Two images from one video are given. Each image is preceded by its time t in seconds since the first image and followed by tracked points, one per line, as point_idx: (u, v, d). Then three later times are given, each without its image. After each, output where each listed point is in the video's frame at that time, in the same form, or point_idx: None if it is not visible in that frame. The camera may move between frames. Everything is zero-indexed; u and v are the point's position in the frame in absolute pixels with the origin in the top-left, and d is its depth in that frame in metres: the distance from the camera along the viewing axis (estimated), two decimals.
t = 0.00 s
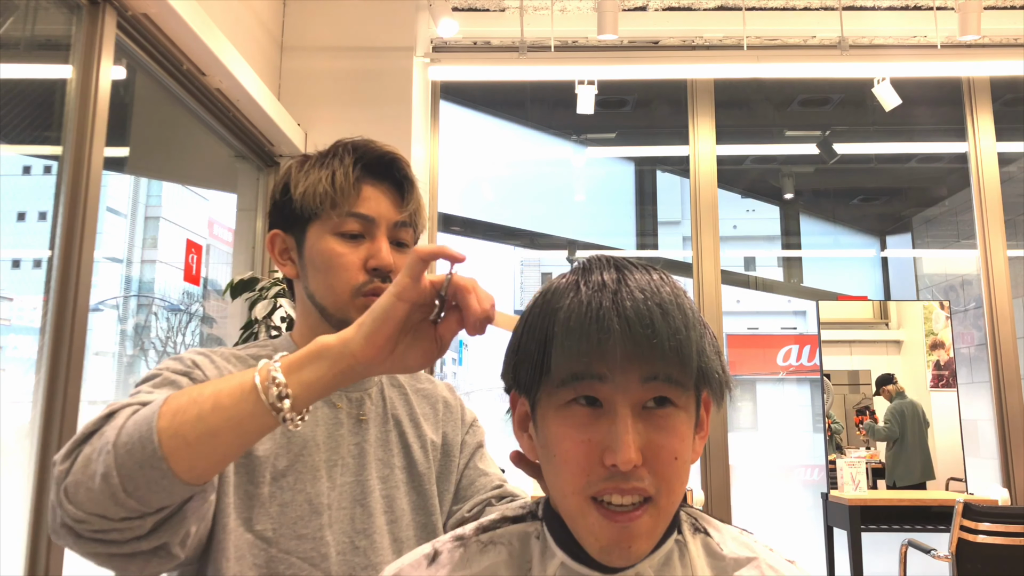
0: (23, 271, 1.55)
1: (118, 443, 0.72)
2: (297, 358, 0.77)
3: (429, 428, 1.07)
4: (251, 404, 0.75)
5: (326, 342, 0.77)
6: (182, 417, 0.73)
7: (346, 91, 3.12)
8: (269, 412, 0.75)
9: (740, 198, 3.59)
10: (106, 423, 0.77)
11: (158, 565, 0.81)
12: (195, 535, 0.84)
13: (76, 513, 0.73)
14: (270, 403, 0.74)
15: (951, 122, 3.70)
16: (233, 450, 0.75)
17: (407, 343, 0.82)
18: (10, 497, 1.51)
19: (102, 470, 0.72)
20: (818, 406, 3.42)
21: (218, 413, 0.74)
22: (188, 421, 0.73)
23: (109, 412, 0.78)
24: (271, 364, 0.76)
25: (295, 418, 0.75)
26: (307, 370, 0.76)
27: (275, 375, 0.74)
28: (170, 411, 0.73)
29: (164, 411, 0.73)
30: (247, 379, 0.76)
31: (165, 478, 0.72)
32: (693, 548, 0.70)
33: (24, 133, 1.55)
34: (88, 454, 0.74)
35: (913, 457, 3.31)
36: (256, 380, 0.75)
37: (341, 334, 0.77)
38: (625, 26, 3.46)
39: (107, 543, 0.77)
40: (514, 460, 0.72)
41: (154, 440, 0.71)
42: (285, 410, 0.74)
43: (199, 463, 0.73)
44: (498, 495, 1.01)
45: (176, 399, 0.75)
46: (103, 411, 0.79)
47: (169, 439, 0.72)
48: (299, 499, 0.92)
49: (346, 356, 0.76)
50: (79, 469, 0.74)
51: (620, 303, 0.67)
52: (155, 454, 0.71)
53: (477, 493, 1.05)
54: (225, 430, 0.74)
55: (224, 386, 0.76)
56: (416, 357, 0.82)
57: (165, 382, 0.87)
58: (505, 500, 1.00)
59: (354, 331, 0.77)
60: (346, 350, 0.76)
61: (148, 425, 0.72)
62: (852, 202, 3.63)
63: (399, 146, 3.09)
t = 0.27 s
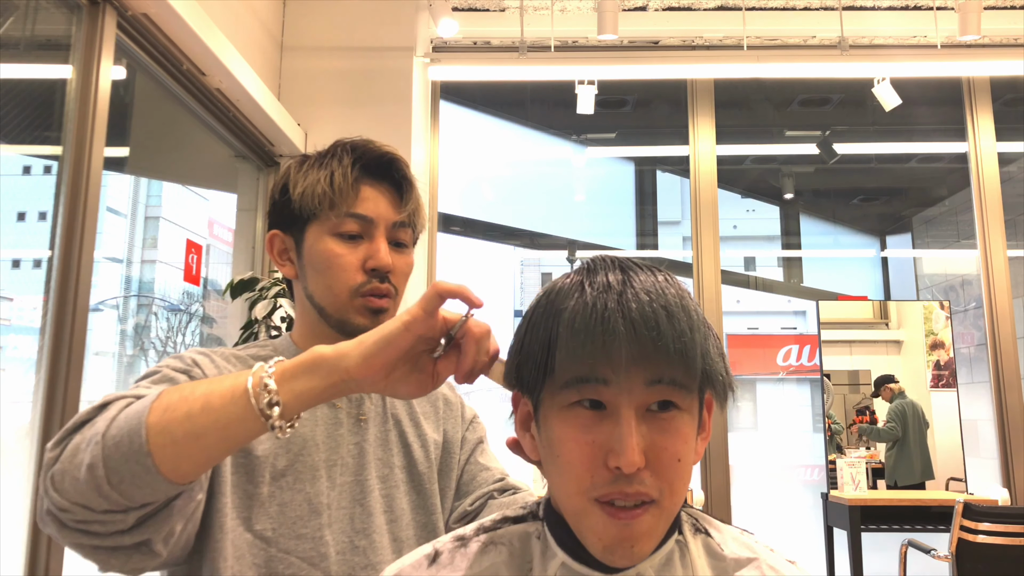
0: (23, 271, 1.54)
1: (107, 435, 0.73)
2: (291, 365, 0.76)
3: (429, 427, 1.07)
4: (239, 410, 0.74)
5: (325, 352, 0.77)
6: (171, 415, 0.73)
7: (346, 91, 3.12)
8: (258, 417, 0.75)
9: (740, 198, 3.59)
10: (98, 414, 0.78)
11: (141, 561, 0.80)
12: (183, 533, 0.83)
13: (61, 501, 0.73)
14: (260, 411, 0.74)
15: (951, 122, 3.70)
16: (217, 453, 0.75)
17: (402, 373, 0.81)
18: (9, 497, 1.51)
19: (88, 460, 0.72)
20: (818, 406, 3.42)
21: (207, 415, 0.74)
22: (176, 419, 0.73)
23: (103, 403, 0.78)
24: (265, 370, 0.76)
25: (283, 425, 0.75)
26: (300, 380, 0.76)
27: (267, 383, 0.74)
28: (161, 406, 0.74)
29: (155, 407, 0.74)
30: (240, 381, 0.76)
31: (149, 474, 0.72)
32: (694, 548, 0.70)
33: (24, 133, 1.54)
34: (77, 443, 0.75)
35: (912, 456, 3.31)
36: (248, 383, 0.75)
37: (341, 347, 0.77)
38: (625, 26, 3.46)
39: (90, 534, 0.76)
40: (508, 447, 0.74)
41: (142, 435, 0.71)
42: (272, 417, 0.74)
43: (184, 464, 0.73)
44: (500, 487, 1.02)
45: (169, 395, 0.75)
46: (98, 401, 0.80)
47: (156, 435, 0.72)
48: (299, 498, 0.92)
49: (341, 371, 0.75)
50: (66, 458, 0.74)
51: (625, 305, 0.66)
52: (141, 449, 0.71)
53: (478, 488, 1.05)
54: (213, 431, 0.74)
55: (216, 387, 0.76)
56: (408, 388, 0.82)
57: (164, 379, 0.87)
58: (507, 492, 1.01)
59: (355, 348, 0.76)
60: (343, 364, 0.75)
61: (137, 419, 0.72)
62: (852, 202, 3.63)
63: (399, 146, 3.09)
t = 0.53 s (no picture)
0: (22, 271, 1.54)
1: (108, 417, 0.73)
2: (296, 348, 0.77)
3: (429, 426, 1.07)
4: (242, 389, 0.74)
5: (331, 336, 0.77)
6: (174, 395, 0.73)
7: (346, 91, 3.12)
8: (262, 398, 0.74)
9: (740, 198, 3.59)
10: (98, 399, 0.78)
11: (138, 550, 0.80)
12: (180, 525, 0.83)
13: (60, 484, 0.73)
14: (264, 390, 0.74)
15: (951, 122, 3.70)
16: (219, 435, 0.74)
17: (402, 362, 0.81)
18: (9, 498, 1.51)
19: (89, 442, 0.72)
20: (817, 406, 3.42)
21: (210, 395, 0.74)
22: (179, 399, 0.73)
23: (104, 390, 0.79)
24: (269, 351, 0.76)
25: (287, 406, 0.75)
26: (304, 363, 0.76)
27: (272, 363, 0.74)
28: (164, 387, 0.74)
29: (157, 388, 0.74)
30: (242, 363, 0.76)
31: (149, 455, 0.71)
32: (693, 549, 0.70)
33: (24, 133, 1.54)
34: (77, 427, 0.74)
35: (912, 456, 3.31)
36: (251, 365, 0.75)
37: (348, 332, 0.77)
38: (625, 26, 3.46)
39: (88, 520, 0.76)
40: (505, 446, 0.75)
41: (144, 415, 0.71)
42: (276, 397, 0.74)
43: (185, 445, 0.73)
44: (499, 483, 1.02)
45: (171, 378, 0.75)
46: (100, 388, 0.80)
47: (158, 415, 0.72)
48: (300, 497, 0.92)
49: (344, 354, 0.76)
50: (67, 441, 0.74)
51: (626, 304, 0.66)
52: (142, 430, 0.71)
53: (477, 485, 1.06)
54: (214, 412, 0.73)
55: (219, 368, 0.76)
56: (405, 378, 0.82)
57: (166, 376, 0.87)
58: (506, 488, 1.01)
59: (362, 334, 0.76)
60: (346, 348, 0.75)
61: (139, 402, 0.72)
62: (852, 202, 3.63)
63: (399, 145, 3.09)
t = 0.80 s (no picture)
0: (22, 271, 1.55)
1: (102, 418, 0.72)
2: (289, 348, 0.77)
3: (429, 426, 1.07)
4: (235, 388, 0.74)
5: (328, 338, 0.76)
6: (168, 396, 0.73)
7: (346, 91, 3.12)
8: (256, 397, 0.75)
9: (740, 198, 3.59)
10: (92, 400, 0.78)
11: (133, 549, 0.80)
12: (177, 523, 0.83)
13: (54, 484, 0.73)
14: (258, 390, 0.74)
15: (951, 122, 3.70)
16: (216, 433, 0.75)
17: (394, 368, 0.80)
18: (10, 497, 1.51)
19: (83, 443, 0.71)
20: (817, 406, 3.42)
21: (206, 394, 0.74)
22: (173, 399, 0.73)
23: (97, 390, 0.79)
24: (264, 351, 0.76)
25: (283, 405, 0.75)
26: (299, 364, 0.76)
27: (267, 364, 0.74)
28: (158, 387, 0.74)
29: (152, 388, 0.73)
30: (237, 362, 0.76)
31: (143, 454, 0.71)
32: (694, 549, 0.70)
33: (24, 133, 1.55)
34: (70, 427, 0.74)
35: (912, 456, 3.31)
36: (246, 364, 0.75)
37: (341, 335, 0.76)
38: (625, 26, 3.46)
39: (82, 520, 0.76)
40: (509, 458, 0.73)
41: (138, 415, 0.71)
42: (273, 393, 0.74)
43: (182, 444, 0.73)
44: (499, 483, 1.02)
45: (165, 377, 0.75)
46: (92, 388, 0.80)
47: (154, 414, 0.72)
48: (300, 497, 0.92)
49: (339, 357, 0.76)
50: (60, 441, 0.74)
51: (624, 304, 0.67)
52: (137, 430, 0.71)
53: (477, 485, 1.06)
54: (208, 412, 0.73)
55: (213, 368, 0.76)
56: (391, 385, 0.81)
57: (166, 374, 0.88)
58: (505, 488, 1.01)
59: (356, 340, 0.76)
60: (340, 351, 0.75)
61: (133, 401, 0.72)
62: (852, 203, 3.63)
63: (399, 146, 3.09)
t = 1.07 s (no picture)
0: (22, 271, 1.54)
1: (112, 401, 0.73)
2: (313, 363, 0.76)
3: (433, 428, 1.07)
4: (249, 393, 0.75)
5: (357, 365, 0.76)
6: (185, 395, 0.73)
7: (346, 91, 3.12)
8: (268, 413, 0.75)
9: (740, 198, 3.59)
10: (98, 379, 0.78)
11: (107, 534, 0.78)
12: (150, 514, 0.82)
13: (48, 458, 0.72)
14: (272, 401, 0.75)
15: (951, 122, 3.70)
16: (219, 435, 0.75)
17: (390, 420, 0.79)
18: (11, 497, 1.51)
19: (87, 421, 0.71)
20: (817, 406, 3.42)
21: (220, 394, 0.74)
22: (190, 398, 0.73)
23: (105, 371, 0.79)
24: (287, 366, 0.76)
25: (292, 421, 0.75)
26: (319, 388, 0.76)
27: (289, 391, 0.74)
28: (173, 379, 0.74)
29: (168, 380, 0.74)
30: (256, 369, 0.77)
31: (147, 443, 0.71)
32: (694, 549, 0.70)
33: (24, 133, 1.54)
34: (75, 404, 0.74)
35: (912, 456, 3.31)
36: (267, 371, 0.76)
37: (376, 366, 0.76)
38: (625, 26, 3.45)
39: (68, 498, 0.75)
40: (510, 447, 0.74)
41: (152, 405, 0.71)
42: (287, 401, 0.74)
43: (186, 439, 0.73)
44: (501, 487, 1.01)
45: (179, 371, 0.75)
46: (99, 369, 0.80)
47: (167, 404, 0.72)
48: (302, 495, 0.92)
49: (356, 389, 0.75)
50: (63, 416, 0.73)
51: (622, 303, 0.66)
52: (146, 418, 0.71)
53: (479, 487, 1.06)
54: (219, 418, 0.74)
55: (231, 377, 0.76)
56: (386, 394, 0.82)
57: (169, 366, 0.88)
58: (507, 492, 1.01)
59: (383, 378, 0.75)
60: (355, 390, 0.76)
61: (147, 389, 0.73)
62: (852, 203, 3.63)
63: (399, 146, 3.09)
